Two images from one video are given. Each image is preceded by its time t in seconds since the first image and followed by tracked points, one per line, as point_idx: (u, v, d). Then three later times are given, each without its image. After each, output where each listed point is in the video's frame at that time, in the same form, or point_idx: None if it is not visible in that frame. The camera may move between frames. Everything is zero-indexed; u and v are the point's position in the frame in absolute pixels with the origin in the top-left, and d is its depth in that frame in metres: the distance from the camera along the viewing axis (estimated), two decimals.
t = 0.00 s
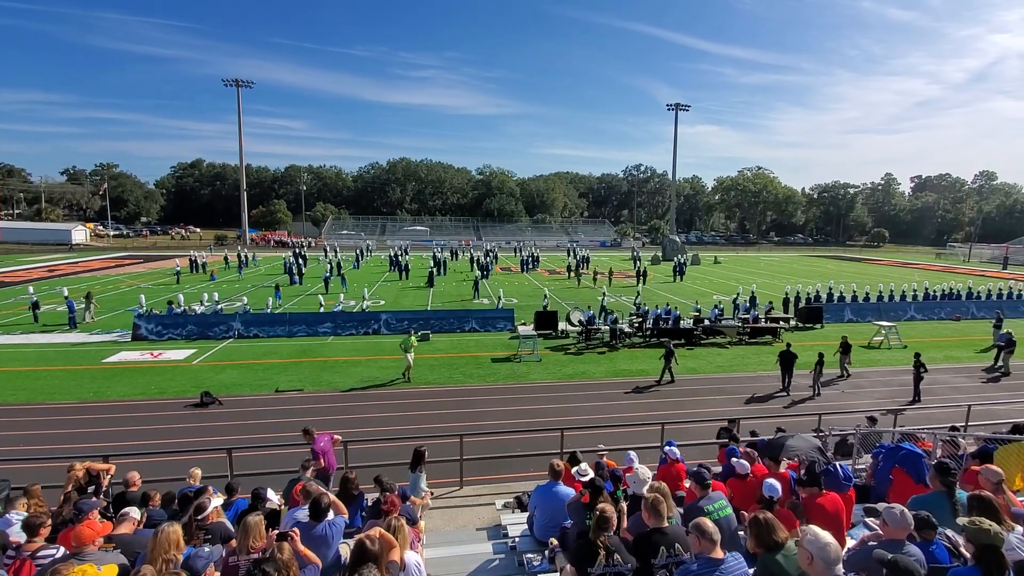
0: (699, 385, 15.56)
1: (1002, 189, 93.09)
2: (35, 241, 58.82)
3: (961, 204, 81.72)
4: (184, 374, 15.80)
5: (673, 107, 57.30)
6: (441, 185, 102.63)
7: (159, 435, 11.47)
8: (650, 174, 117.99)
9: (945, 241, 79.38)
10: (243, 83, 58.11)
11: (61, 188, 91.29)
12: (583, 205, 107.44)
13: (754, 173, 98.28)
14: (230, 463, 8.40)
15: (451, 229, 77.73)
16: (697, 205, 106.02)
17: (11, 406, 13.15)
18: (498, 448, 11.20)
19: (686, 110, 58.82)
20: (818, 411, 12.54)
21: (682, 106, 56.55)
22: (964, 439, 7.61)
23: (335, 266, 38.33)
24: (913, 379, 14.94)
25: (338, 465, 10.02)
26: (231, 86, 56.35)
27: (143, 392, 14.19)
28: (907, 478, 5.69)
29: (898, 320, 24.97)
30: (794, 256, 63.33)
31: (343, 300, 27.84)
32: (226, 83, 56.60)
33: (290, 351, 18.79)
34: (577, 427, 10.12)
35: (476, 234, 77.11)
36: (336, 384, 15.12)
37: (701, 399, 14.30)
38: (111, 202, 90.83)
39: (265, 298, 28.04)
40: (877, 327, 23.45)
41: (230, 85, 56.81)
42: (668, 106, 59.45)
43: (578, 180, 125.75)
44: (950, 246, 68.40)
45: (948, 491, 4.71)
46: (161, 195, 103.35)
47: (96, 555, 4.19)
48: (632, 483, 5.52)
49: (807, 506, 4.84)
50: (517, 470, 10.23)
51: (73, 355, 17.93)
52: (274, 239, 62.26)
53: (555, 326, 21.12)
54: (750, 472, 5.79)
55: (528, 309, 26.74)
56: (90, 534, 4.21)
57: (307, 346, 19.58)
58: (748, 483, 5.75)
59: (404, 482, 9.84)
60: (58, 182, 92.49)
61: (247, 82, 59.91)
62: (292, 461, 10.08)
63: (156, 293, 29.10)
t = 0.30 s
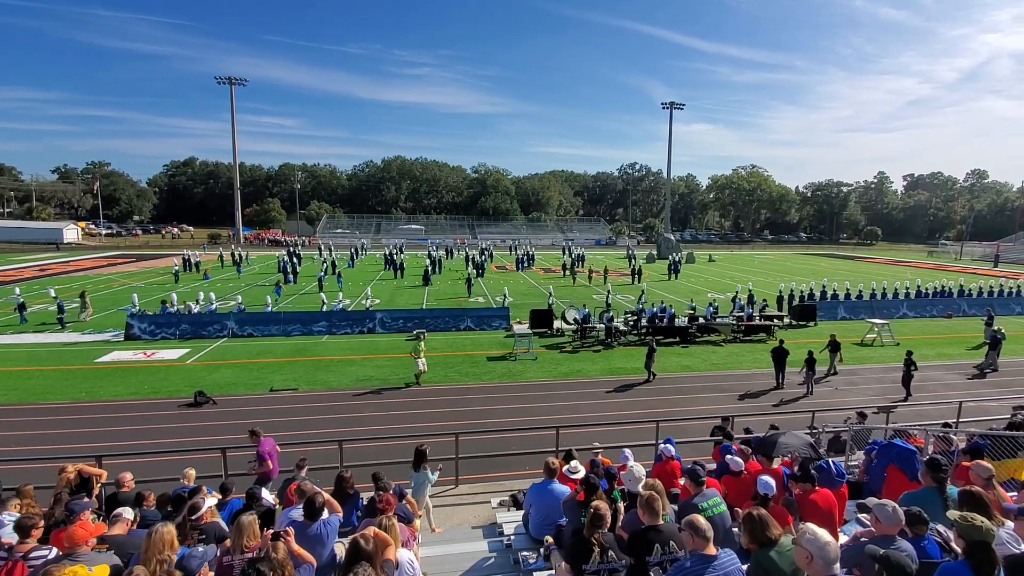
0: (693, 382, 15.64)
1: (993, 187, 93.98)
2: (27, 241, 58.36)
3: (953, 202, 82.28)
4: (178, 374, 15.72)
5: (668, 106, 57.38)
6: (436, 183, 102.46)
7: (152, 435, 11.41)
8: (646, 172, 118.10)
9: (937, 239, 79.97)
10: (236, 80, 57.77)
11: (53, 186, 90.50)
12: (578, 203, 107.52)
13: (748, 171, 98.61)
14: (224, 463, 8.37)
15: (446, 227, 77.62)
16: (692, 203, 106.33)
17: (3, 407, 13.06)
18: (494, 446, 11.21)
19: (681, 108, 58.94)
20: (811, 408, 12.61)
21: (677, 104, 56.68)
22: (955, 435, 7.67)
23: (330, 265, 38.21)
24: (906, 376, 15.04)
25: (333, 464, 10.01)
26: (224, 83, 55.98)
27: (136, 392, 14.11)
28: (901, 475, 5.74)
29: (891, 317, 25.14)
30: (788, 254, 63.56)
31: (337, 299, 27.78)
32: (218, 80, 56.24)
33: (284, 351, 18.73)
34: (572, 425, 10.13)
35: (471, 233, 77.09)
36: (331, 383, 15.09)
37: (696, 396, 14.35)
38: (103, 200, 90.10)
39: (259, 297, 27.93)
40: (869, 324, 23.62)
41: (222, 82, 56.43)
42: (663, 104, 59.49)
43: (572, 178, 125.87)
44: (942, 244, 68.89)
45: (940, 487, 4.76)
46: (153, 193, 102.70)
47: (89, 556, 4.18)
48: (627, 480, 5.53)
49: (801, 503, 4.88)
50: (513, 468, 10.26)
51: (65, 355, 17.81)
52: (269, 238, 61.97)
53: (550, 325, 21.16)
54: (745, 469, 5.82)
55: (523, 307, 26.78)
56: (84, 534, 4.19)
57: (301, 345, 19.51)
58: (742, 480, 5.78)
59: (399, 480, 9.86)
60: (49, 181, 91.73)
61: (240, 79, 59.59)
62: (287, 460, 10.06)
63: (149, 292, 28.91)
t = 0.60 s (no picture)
0: (684, 380, 15.72)
1: (980, 186, 95.10)
2: (13, 239, 57.59)
3: (941, 201, 83.05)
4: (166, 374, 15.58)
5: (659, 104, 57.50)
6: (428, 180, 102.20)
7: (139, 435, 11.31)
8: (637, 170, 118.39)
9: (925, 237, 80.65)
10: (225, 75, 57.33)
11: (38, 183, 89.25)
12: (570, 202, 107.66)
13: (739, 169, 99.06)
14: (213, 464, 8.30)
15: (438, 225, 77.41)
16: (683, 202, 106.71)
17: None
18: (485, 444, 11.22)
19: (672, 107, 59.11)
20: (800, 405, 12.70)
21: (668, 102, 56.83)
22: (941, 432, 7.75)
23: (321, 263, 38.04)
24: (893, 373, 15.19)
25: (323, 463, 9.97)
26: (213, 79, 55.58)
27: (124, 392, 13.97)
28: (888, 471, 5.81)
29: (879, 315, 25.35)
30: (778, 252, 63.89)
31: (329, 297, 27.60)
32: (208, 75, 55.94)
33: (274, 349, 18.62)
34: (563, 423, 10.15)
35: (463, 231, 76.97)
36: (321, 382, 15.03)
37: (686, 394, 14.43)
38: (90, 198, 88.95)
39: (249, 296, 27.75)
40: (858, 322, 23.81)
41: (211, 77, 56.08)
42: (655, 102, 59.56)
43: (564, 176, 125.93)
44: (930, 242, 69.55)
45: (924, 482, 4.81)
46: (141, 191, 101.58)
47: (77, 556, 4.14)
48: (618, 478, 5.51)
49: (789, 499, 4.92)
50: (505, 466, 10.27)
51: (51, 354, 17.60)
52: (258, 236, 61.49)
53: (542, 323, 21.17)
54: (734, 465, 5.86)
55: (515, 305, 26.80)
56: (71, 535, 4.15)
57: (292, 344, 19.42)
58: (731, 477, 5.83)
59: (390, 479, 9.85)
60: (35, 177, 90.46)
61: (229, 76, 59.15)
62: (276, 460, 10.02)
63: (137, 290, 28.64)
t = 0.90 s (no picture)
0: (665, 377, 15.88)
1: (949, 187, 97.69)
2: None
3: (913, 201, 85.01)
4: (140, 375, 15.26)
5: (640, 104, 57.89)
6: (409, 179, 101.54)
7: (111, 439, 11.07)
8: (619, 170, 119.07)
9: (898, 237, 82.45)
10: (200, 71, 56.22)
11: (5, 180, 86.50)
12: (552, 201, 107.87)
13: (718, 169, 100.25)
14: (188, 467, 8.15)
15: (419, 224, 76.96)
16: (664, 201, 107.65)
17: None
18: (467, 443, 11.21)
19: (652, 107, 59.58)
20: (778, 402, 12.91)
21: (649, 103, 57.32)
22: (912, 426, 7.94)
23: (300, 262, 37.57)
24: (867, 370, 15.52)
25: (301, 466, 9.87)
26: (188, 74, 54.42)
27: (95, 394, 13.65)
28: (861, 465, 5.93)
29: (853, 313, 25.89)
30: (757, 251, 64.75)
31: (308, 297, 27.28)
32: (182, 70, 54.79)
33: (252, 350, 18.36)
34: (545, 422, 10.17)
35: (445, 230, 76.74)
36: (300, 383, 14.86)
37: (667, 391, 14.57)
38: (59, 195, 86.42)
39: (225, 296, 27.31)
40: (833, 319, 24.28)
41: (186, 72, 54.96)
42: (635, 102, 59.93)
43: (546, 175, 126.20)
44: (902, 241, 71.17)
45: (895, 476, 4.92)
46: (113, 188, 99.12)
47: (46, 564, 4.03)
48: (598, 475, 5.53)
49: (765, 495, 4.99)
50: (487, 466, 10.28)
51: (19, 356, 17.12)
52: (235, 235, 60.43)
53: (524, 321, 21.19)
54: (712, 462, 5.92)
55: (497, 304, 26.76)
56: (40, 542, 4.05)
57: (270, 344, 19.19)
58: (710, 473, 5.89)
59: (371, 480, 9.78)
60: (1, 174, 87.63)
61: (205, 71, 58.06)
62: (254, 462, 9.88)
63: (109, 290, 27.96)
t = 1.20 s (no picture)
0: (646, 376, 16.00)
1: (920, 188, 100.08)
2: None
3: (885, 202, 86.97)
4: (112, 379, 14.95)
5: (621, 105, 58.26)
6: (389, 178, 100.82)
7: (81, 445, 10.82)
8: (600, 169, 119.75)
9: (870, 236, 84.25)
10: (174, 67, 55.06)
11: None
12: (533, 201, 108.03)
13: (698, 170, 101.38)
14: (162, 472, 8.00)
15: (401, 224, 76.49)
16: (645, 201, 108.51)
17: None
18: (449, 444, 11.18)
19: (633, 107, 59.99)
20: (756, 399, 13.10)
21: (629, 103, 57.71)
22: (884, 421, 8.12)
23: (278, 262, 37.07)
24: (840, 366, 15.85)
25: (279, 469, 9.76)
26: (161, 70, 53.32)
27: (65, 399, 13.32)
28: (834, 459, 6.05)
29: (828, 310, 26.39)
30: (735, 250, 65.61)
31: (287, 298, 26.97)
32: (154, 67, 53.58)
33: (229, 352, 18.10)
34: (527, 421, 10.18)
35: (426, 230, 76.42)
36: (278, 385, 14.68)
37: (648, 389, 14.69)
38: (26, 194, 83.69)
39: (201, 297, 26.86)
40: (809, 317, 24.73)
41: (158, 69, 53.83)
42: (615, 103, 60.30)
43: (528, 175, 126.36)
44: (875, 240, 72.74)
45: (868, 468, 5.03)
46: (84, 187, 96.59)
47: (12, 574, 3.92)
48: (580, 474, 5.54)
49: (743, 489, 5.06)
50: (469, 466, 10.27)
51: None
52: (211, 235, 59.28)
53: (506, 321, 21.19)
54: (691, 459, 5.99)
55: (478, 304, 26.73)
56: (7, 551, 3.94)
57: (248, 346, 18.92)
58: (689, 470, 5.96)
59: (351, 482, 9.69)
60: None
61: (178, 68, 56.92)
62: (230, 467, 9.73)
63: (79, 292, 27.24)
